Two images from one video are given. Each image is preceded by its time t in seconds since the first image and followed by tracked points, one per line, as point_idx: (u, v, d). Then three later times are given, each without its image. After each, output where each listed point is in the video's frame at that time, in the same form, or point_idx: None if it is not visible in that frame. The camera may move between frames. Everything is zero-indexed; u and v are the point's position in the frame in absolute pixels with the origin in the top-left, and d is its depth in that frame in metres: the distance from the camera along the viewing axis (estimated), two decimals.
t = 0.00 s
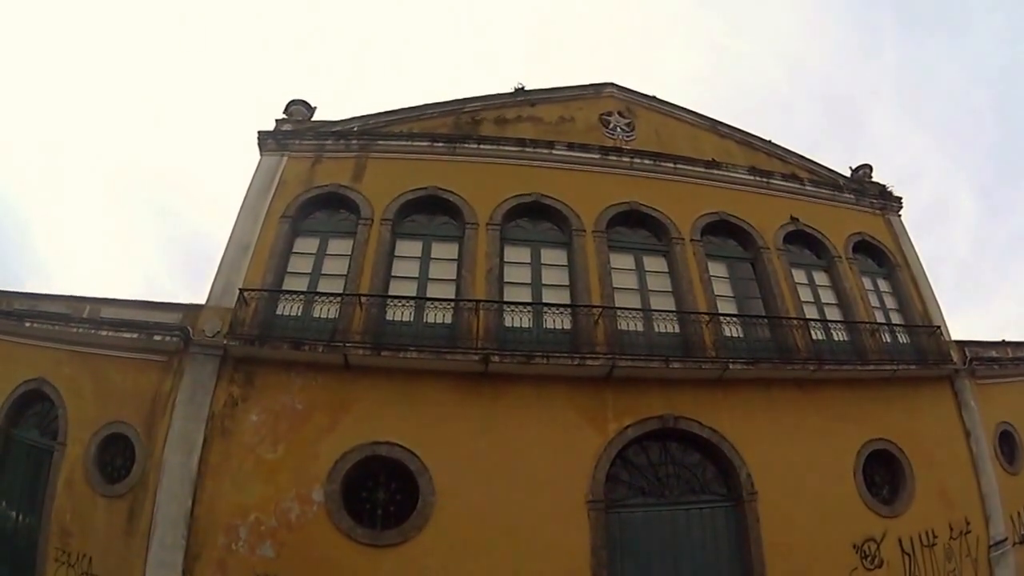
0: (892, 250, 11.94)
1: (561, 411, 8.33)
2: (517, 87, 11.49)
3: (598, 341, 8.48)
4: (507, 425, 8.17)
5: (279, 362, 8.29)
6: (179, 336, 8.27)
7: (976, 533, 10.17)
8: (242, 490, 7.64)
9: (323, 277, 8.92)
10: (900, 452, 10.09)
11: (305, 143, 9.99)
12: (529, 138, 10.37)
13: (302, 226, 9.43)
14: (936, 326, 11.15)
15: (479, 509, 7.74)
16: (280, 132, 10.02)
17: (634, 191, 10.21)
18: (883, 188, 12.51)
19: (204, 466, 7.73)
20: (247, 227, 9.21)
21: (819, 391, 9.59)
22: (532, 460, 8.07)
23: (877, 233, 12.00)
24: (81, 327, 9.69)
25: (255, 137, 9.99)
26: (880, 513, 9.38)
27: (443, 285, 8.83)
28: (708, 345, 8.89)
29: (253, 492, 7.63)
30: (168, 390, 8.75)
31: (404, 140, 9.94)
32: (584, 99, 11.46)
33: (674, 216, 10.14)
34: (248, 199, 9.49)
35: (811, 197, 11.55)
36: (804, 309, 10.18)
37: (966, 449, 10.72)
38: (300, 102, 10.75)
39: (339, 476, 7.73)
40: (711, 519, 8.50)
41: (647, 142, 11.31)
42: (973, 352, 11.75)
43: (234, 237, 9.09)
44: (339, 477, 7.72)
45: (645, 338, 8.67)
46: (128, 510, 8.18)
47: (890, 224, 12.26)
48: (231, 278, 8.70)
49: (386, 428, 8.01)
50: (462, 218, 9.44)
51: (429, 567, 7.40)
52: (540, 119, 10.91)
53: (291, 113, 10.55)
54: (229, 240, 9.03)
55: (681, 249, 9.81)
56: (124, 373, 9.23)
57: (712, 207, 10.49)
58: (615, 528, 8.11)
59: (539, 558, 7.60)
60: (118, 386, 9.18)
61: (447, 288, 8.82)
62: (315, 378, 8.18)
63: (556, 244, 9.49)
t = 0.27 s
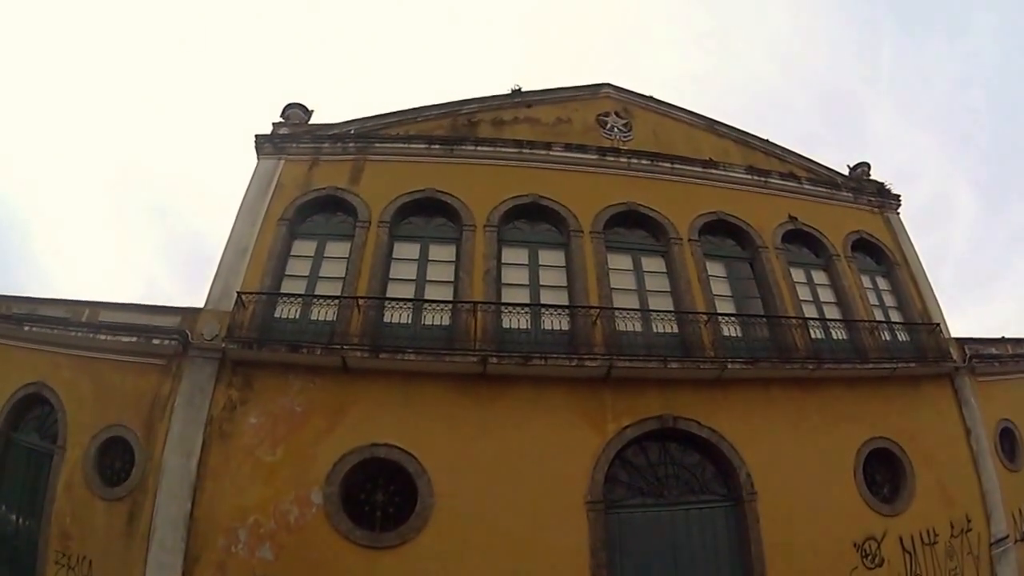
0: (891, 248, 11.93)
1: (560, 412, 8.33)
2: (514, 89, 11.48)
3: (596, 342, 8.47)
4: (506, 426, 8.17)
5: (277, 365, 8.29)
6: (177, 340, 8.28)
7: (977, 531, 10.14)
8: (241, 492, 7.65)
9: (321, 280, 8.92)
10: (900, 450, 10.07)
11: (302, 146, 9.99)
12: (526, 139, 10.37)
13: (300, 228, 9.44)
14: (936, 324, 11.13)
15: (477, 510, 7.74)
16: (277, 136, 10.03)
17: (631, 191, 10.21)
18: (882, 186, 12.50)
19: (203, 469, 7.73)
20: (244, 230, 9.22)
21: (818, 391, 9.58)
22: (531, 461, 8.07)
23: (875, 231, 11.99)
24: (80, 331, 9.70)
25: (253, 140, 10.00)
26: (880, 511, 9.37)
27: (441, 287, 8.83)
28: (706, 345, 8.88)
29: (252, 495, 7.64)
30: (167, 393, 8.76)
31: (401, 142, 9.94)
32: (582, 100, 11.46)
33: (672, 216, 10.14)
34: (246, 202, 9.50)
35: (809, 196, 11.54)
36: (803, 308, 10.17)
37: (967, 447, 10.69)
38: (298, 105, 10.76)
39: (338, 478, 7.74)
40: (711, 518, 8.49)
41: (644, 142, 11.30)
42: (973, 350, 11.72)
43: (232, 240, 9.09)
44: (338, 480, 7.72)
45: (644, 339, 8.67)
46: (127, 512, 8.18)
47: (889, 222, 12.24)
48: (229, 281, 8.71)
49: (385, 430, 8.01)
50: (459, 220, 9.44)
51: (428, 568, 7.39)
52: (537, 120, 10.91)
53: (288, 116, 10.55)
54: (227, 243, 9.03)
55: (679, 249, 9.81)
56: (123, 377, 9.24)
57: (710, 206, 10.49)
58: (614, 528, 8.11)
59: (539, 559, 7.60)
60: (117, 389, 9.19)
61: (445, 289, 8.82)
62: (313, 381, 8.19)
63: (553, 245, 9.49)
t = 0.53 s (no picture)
0: (889, 246, 11.92)
1: (557, 413, 8.33)
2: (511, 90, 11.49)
3: (593, 342, 8.47)
4: (504, 427, 8.17)
5: (275, 368, 8.29)
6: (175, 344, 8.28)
7: (977, 529, 10.13)
8: (240, 495, 7.65)
9: (319, 282, 8.92)
10: (900, 448, 10.06)
11: (299, 149, 10.00)
12: (523, 140, 10.37)
13: (297, 231, 9.44)
14: (935, 321, 11.12)
15: (476, 512, 7.73)
16: (274, 139, 10.03)
17: (628, 192, 10.21)
18: (880, 183, 12.49)
19: (201, 472, 7.73)
20: (242, 233, 9.22)
21: (817, 390, 9.57)
22: (529, 462, 8.07)
23: (874, 229, 11.98)
24: (79, 335, 9.71)
25: (250, 143, 10.00)
26: (880, 509, 9.35)
27: (438, 289, 8.83)
28: (704, 345, 8.87)
29: (251, 498, 7.64)
30: (166, 396, 8.77)
31: (398, 144, 9.94)
32: (578, 101, 11.46)
33: (669, 216, 10.13)
34: (243, 205, 9.50)
35: (807, 195, 11.54)
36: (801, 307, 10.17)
37: (967, 445, 10.68)
38: (294, 108, 10.76)
39: (336, 480, 7.73)
40: (710, 518, 8.49)
41: (641, 142, 11.30)
42: (972, 347, 11.70)
43: (230, 244, 9.10)
44: (336, 482, 7.72)
45: (641, 339, 8.67)
46: (127, 516, 8.19)
47: (887, 220, 12.24)
48: (227, 284, 8.71)
49: (383, 432, 8.01)
50: (456, 221, 9.44)
51: (427, 570, 7.39)
52: (534, 121, 10.91)
53: (285, 119, 10.56)
54: (224, 246, 9.04)
55: (677, 248, 9.80)
56: (121, 380, 9.25)
57: (707, 206, 10.48)
58: (613, 528, 8.10)
59: (537, 560, 7.59)
60: (116, 393, 9.20)
61: (442, 291, 8.82)
62: (311, 383, 8.19)
63: (551, 246, 9.49)
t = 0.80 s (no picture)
0: (887, 244, 11.92)
1: (555, 414, 8.32)
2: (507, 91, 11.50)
3: (590, 343, 8.47)
4: (501, 429, 8.16)
5: (272, 371, 8.29)
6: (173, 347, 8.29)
7: (978, 526, 10.10)
8: (238, 497, 7.65)
9: (316, 285, 8.93)
10: (899, 446, 10.05)
11: (296, 153, 10.01)
12: (519, 142, 10.38)
13: (294, 234, 9.45)
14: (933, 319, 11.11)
15: (474, 513, 7.73)
16: (271, 142, 10.04)
17: (625, 192, 10.21)
18: (877, 182, 12.50)
19: (199, 475, 7.73)
20: (239, 237, 9.23)
21: (815, 388, 9.57)
22: (526, 463, 8.06)
23: (871, 227, 11.98)
24: (77, 339, 9.72)
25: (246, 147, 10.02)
26: (880, 508, 9.34)
27: (435, 290, 8.83)
28: (701, 344, 8.87)
29: (249, 500, 7.64)
30: (163, 400, 8.77)
31: (394, 147, 9.95)
32: (574, 102, 11.48)
33: (666, 216, 10.13)
34: (240, 209, 9.52)
35: (804, 193, 11.54)
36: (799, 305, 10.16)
37: (966, 442, 10.66)
38: (291, 111, 10.78)
39: (334, 482, 7.73)
40: (708, 518, 8.48)
41: (638, 142, 11.31)
42: (971, 344, 11.69)
43: (227, 247, 9.11)
44: (334, 484, 7.72)
45: (639, 339, 8.67)
46: (125, 519, 8.19)
47: (885, 218, 12.23)
48: (224, 287, 8.72)
49: (380, 434, 8.01)
50: (452, 223, 9.44)
51: (425, 571, 7.38)
52: (530, 122, 10.92)
53: (282, 123, 10.57)
54: (221, 250, 9.05)
55: (674, 248, 9.80)
56: (119, 384, 9.25)
57: (704, 205, 10.48)
58: (611, 529, 8.10)
59: (535, 561, 7.58)
60: (114, 397, 9.20)
61: (439, 293, 8.82)
62: (309, 386, 8.19)
63: (547, 247, 9.49)
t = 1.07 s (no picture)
0: (884, 241, 11.90)
1: (551, 415, 8.32)
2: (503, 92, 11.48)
3: (587, 344, 8.46)
4: (497, 430, 8.17)
5: (269, 374, 8.29)
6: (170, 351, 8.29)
7: (977, 523, 10.09)
8: (235, 500, 7.66)
9: (312, 287, 8.92)
10: (897, 444, 10.04)
11: (292, 155, 10.00)
12: (515, 143, 10.37)
13: (290, 237, 9.45)
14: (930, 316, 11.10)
15: (470, 515, 7.73)
16: (267, 145, 10.04)
17: (621, 192, 10.20)
18: (874, 179, 12.48)
19: (196, 478, 7.74)
20: (235, 240, 9.23)
21: (812, 387, 9.56)
22: (523, 464, 8.07)
23: (868, 225, 11.97)
24: (74, 342, 9.73)
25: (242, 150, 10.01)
26: (878, 506, 9.33)
27: (431, 292, 8.83)
28: (698, 344, 8.87)
29: (246, 503, 7.65)
30: (161, 403, 8.77)
31: (390, 148, 9.94)
32: (570, 102, 11.46)
33: (662, 216, 10.12)
34: (236, 212, 9.52)
35: (801, 191, 11.52)
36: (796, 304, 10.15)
37: (965, 439, 10.64)
38: (287, 113, 10.77)
39: (330, 485, 7.74)
40: (706, 518, 8.48)
41: (634, 142, 11.30)
42: (969, 341, 11.68)
43: (223, 250, 9.10)
44: (330, 487, 7.73)
45: (635, 339, 8.67)
46: (123, 521, 8.20)
47: (882, 216, 12.22)
48: (220, 290, 8.72)
49: (377, 436, 8.02)
50: (448, 224, 9.44)
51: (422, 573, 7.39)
52: (526, 123, 10.91)
53: (278, 125, 10.56)
54: (218, 253, 9.05)
55: (670, 248, 9.80)
56: (117, 387, 9.26)
57: (700, 205, 10.47)
58: (609, 529, 8.10)
59: (532, 562, 7.58)
60: (111, 399, 9.21)
61: (435, 295, 8.83)
62: (305, 388, 8.20)
63: (543, 248, 9.49)
